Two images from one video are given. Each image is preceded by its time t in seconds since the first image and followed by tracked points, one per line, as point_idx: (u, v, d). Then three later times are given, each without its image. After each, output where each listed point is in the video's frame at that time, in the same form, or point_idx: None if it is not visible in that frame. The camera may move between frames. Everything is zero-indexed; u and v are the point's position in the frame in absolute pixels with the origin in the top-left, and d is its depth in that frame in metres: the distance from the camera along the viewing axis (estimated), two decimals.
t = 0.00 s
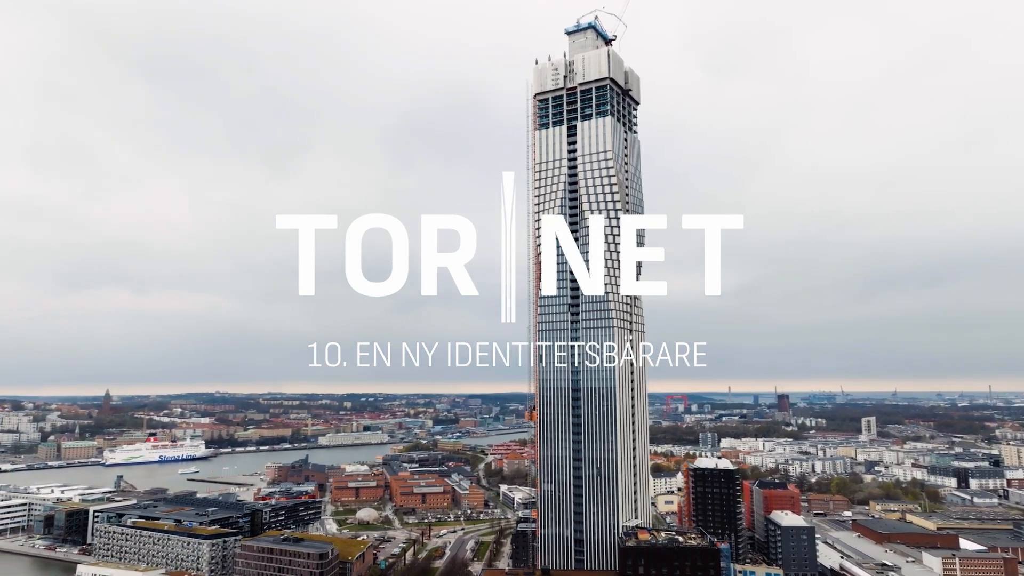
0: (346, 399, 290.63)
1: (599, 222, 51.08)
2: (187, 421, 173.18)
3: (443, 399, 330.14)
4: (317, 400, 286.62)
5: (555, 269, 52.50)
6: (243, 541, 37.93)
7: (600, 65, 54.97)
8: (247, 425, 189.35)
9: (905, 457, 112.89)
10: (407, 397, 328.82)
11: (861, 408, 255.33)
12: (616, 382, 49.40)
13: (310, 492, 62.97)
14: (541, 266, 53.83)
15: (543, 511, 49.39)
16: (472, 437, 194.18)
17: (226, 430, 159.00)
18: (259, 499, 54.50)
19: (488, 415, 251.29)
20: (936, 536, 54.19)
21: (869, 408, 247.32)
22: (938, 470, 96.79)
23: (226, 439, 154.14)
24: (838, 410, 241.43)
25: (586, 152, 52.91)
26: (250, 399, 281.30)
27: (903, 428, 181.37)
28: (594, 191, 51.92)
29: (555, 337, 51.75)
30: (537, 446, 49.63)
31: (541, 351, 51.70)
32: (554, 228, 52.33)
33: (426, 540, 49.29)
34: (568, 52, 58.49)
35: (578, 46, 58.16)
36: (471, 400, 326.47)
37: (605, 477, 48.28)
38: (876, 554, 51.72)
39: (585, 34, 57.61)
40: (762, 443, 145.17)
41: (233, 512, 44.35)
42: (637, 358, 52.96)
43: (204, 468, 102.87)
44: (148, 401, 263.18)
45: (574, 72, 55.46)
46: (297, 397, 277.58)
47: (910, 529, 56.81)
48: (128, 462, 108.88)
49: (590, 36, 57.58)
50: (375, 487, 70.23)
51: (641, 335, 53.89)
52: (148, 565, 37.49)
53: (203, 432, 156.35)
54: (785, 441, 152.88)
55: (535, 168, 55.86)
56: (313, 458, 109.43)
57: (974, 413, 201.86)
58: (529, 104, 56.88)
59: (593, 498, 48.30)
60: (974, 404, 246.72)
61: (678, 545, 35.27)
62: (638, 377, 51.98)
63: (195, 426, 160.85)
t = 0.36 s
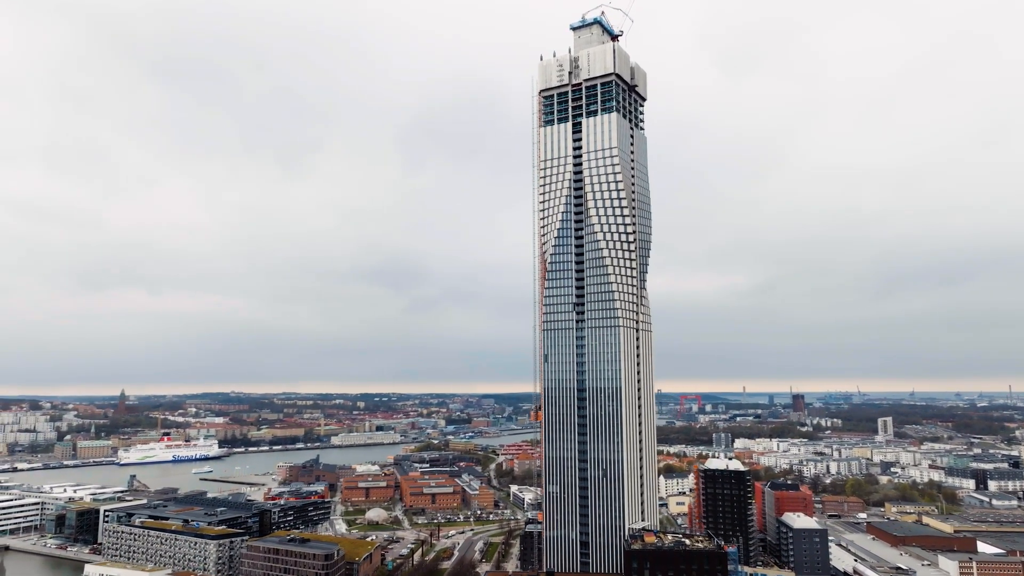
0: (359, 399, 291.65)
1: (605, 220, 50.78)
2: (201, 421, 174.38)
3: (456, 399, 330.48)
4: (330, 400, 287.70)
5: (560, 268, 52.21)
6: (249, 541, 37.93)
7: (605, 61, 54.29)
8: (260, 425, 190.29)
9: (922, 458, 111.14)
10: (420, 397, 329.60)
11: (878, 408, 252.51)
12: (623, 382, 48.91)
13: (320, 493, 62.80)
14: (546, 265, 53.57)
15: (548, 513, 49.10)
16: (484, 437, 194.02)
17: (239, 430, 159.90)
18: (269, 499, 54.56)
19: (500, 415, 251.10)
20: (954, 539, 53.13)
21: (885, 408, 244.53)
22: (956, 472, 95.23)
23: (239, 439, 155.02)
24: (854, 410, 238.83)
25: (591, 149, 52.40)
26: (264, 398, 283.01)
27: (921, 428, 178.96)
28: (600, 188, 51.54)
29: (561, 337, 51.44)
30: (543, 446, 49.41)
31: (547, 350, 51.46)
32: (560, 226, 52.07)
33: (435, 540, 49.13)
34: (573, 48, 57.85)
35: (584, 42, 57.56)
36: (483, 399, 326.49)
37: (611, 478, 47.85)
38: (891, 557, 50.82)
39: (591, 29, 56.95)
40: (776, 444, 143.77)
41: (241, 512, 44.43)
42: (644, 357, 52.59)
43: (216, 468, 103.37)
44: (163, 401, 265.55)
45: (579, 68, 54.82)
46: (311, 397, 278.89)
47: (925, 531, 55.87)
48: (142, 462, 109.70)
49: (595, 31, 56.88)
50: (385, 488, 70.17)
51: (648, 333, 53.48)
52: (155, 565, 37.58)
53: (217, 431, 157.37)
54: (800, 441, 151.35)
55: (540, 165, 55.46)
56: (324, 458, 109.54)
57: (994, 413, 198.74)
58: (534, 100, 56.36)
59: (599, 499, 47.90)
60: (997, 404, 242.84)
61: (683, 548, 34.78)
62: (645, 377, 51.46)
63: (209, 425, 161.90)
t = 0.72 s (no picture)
0: (371, 399, 292.45)
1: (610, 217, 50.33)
2: (215, 421, 175.46)
3: (469, 399, 330.85)
4: (343, 400, 288.74)
5: (565, 266, 51.83)
6: (255, 542, 37.92)
7: (610, 57, 53.81)
8: (273, 425, 191.29)
9: (939, 459, 109.56)
10: (433, 397, 330.22)
11: (894, 409, 249.78)
12: (628, 382, 48.45)
13: (329, 493, 62.82)
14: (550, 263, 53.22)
15: (553, 514, 48.83)
16: (496, 437, 193.80)
17: (252, 430, 160.73)
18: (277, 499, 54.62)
19: (512, 415, 250.73)
20: (970, 543, 52.15)
21: (902, 408, 241.75)
22: (973, 474, 93.76)
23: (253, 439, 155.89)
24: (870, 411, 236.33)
25: (596, 145, 51.98)
26: (277, 399, 284.53)
27: (938, 429, 176.47)
28: (605, 185, 51.17)
29: (566, 336, 51.07)
30: (548, 446, 49.10)
31: (552, 349, 51.14)
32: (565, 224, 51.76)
33: (443, 541, 48.91)
34: (578, 44, 57.41)
35: (589, 38, 57.20)
36: (495, 400, 326.46)
37: (617, 479, 47.42)
38: (905, 561, 49.99)
39: (595, 25, 56.47)
40: (790, 444, 142.48)
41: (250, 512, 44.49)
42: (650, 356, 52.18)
43: (228, 467, 103.89)
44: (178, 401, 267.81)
45: (583, 64, 54.39)
46: (324, 397, 280.10)
47: (941, 534, 54.95)
48: (155, 461, 110.47)
49: (600, 26, 56.41)
50: (395, 488, 70.12)
51: (654, 334, 53.11)
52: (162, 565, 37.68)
53: (230, 431, 158.24)
54: (814, 442, 149.78)
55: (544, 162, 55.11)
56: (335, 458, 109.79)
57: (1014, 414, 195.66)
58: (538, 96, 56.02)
59: (604, 501, 47.49)
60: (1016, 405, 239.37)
61: (689, 551, 34.33)
62: (650, 378, 51.01)
63: (222, 425, 162.84)
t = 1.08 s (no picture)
0: (383, 399, 293.28)
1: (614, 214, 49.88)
2: (227, 421, 176.46)
3: (480, 399, 330.74)
4: (355, 400, 289.71)
5: (569, 265, 51.49)
6: (260, 542, 37.89)
7: (614, 52, 53.36)
8: (285, 425, 192.07)
9: (955, 461, 107.95)
10: (445, 397, 330.57)
11: (910, 409, 246.98)
12: (632, 382, 47.96)
13: (337, 493, 62.79)
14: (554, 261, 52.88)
15: (557, 516, 48.57)
16: (507, 437, 193.51)
17: (264, 430, 161.55)
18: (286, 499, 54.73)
19: (524, 415, 250.38)
20: (986, 546, 51.30)
21: (919, 408, 238.77)
22: (990, 475, 92.29)
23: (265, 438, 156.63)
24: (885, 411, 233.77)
25: (600, 142, 51.58)
26: (290, 399, 286.02)
27: (955, 429, 174.17)
28: (609, 182, 50.78)
29: (570, 336, 50.71)
30: (552, 447, 48.81)
31: (556, 349, 50.84)
32: (568, 222, 51.44)
33: (451, 542, 48.78)
34: (582, 39, 57.00)
35: (593, 34, 56.75)
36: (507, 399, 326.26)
37: (621, 481, 46.95)
38: (919, 564, 49.26)
39: (600, 20, 56.05)
40: (804, 445, 141.09)
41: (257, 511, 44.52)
42: (655, 356, 51.71)
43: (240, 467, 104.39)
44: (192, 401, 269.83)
45: (587, 60, 53.98)
46: (336, 397, 281.24)
47: (955, 536, 54.09)
48: (168, 461, 111.24)
49: (605, 21, 55.99)
50: (403, 488, 70.09)
51: (659, 333, 52.66)
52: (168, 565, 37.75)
53: (242, 431, 159.12)
54: (828, 443, 148.23)
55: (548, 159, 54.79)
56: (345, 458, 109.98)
57: None
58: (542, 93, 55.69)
59: (608, 503, 47.05)
60: None
61: (694, 555, 33.76)
62: (656, 378, 50.52)
63: (234, 425, 163.77)
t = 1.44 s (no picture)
0: (394, 399, 293.95)
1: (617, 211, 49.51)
2: (240, 421, 177.45)
3: (492, 399, 330.80)
4: (367, 400, 290.54)
5: (573, 263, 51.26)
6: (265, 543, 37.85)
7: (617, 47, 52.93)
8: (297, 425, 192.93)
9: (972, 462, 106.39)
10: (457, 397, 330.86)
11: (926, 409, 244.24)
12: (636, 382, 47.47)
13: (345, 493, 62.74)
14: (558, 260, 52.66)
15: (560, 518, 48.25)
16: (518, 437, 193.16)
17: (276, 430, 162.30)
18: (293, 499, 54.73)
19: (535, 415, 249.98)
20: (1001, 550, 50.41)
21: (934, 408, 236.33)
22: (1007, 476, 90.85)
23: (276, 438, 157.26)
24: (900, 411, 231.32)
25: (603, 138, 51.28)
26: (302, 399, 287.27)
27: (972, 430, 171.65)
28: (612, 179, 50.43)
29: (573, 335, 50.41)
30: (555, 448, 48.53)
31: (559, 348, 50.58)
32: (571, 220, 51.22)
33: (458, 542, 48.56)
34: (586, 35, 56.61)
35: (597, 29, 56.35)
36: (518, 400, 326.00)
37: (625, 483, 46.50)
38: (933, 567, 48.50)
39: (604, 15, 55.65)
40: (817, 445, 139.72)
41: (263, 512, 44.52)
42: (660, 355, 51.29)
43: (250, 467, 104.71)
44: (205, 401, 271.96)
45: (590, 55, 53.63)
46: (348, 398, 282.22)
47: (970, 539, 53.18)
48: (179, 460, 111.95)
49: (609, 16, 55.56)
50: (412, 488, 69.95)
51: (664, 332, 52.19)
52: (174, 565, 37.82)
53: (254, 431, 159.92)
54: (842, 443, 146.80)
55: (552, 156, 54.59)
56: (355, 458, 110.10)
57: None
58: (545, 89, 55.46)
59: (612, 505, 46.62)
60: None
61: (699, 558, 33.30)
62: (661, 379, 50.02)
63: (246, 425, 164.60)
